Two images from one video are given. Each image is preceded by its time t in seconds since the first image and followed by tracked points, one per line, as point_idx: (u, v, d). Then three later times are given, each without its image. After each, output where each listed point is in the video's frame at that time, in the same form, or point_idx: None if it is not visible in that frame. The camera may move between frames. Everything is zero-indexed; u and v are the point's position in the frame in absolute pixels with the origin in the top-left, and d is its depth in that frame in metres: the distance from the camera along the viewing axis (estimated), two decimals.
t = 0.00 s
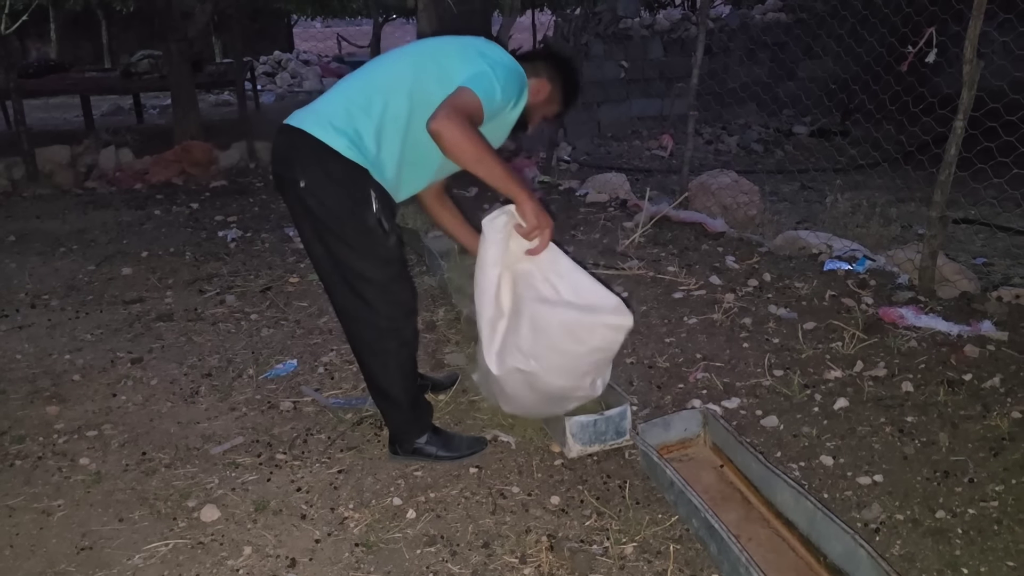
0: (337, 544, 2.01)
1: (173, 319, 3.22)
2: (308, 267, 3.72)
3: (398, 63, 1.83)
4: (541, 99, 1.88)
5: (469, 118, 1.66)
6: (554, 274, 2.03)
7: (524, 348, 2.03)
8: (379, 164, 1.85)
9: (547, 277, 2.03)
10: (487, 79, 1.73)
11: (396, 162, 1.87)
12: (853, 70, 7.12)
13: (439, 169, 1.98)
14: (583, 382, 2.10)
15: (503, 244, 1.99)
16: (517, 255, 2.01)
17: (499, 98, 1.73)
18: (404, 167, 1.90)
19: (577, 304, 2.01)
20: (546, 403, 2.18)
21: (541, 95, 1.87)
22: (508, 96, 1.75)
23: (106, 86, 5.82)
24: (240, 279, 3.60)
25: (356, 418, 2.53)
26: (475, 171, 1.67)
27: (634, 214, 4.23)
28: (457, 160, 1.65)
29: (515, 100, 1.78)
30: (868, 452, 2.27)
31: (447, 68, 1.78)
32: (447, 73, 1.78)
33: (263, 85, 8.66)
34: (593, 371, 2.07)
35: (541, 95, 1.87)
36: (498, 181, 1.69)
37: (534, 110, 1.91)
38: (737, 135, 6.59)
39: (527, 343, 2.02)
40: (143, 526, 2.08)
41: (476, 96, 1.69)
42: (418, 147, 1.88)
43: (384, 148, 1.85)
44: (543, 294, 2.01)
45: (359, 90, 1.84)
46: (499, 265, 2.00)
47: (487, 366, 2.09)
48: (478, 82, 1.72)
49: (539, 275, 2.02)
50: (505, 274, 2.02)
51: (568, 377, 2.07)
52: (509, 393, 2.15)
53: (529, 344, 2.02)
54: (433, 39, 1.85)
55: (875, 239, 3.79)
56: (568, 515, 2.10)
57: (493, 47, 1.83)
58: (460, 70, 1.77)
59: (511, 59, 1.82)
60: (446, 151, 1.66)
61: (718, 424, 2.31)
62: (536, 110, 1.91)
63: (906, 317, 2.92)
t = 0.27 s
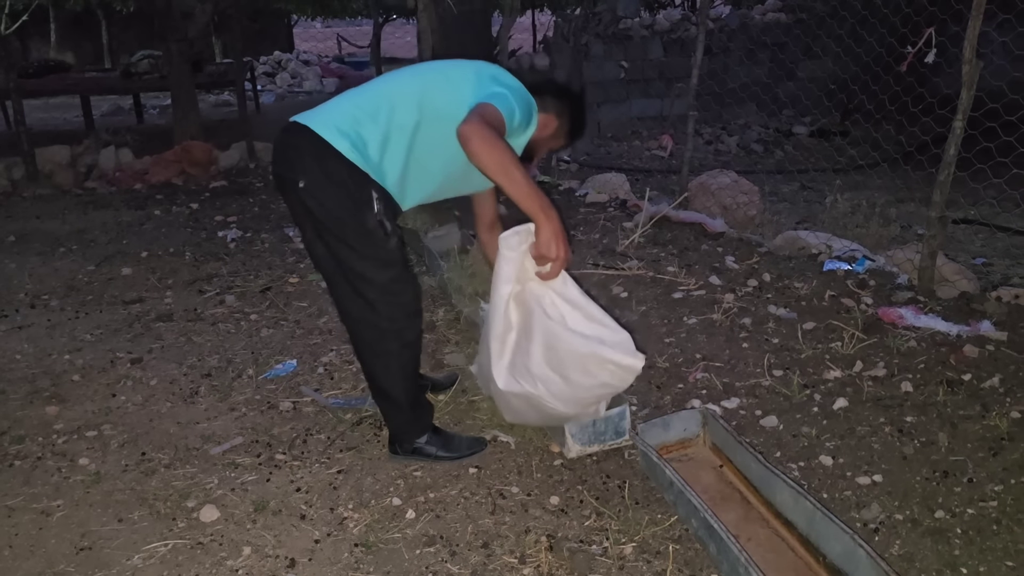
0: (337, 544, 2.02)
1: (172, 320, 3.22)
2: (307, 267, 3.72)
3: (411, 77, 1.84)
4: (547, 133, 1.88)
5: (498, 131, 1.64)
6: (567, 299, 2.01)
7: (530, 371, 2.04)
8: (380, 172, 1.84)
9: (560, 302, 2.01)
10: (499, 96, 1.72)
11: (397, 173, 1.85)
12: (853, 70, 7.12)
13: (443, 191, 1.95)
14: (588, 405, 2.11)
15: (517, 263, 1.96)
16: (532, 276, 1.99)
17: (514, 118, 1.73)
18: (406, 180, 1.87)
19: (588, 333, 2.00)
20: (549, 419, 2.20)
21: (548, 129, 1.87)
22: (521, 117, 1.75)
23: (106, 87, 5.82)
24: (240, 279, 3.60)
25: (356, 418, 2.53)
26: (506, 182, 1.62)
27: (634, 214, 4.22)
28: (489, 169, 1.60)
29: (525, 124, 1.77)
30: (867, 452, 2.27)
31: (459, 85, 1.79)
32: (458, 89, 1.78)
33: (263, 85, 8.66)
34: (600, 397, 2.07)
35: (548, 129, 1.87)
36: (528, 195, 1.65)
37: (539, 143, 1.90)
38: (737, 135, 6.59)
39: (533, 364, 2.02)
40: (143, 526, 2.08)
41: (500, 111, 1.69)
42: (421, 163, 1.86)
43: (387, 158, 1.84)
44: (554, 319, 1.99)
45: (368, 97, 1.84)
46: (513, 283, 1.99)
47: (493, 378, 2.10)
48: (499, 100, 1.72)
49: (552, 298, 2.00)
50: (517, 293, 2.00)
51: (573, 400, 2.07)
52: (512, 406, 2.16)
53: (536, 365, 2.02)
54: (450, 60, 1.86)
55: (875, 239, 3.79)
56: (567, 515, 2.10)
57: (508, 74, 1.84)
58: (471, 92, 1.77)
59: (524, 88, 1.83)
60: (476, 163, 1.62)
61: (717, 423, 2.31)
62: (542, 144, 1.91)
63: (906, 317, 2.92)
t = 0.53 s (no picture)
0: (335, 545, 2.02)
1: (171, 321, 3.22)
2: (307, 269, 3.72)
3: (421, 85, 1.84)
4: (550, 149, 1.87)
5: (511, 138, 1.66)
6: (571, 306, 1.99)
7: (532, 377, 2.04)
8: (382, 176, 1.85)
9: (563, 308, 1.99)
10: (504, 110, 1.72)
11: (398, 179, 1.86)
12: (852, 71, 7.12)
13: (444, 201, 1.95)
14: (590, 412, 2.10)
15: (522, 268, 1.95)
16: (536, 281, 1.98)
17: (519, 132, 1.73)
18: (407, 188, 1.88)
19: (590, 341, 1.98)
20: (553, 424, 2.20)
21: (551, 146, 1.86)
22: (527, 131, 1.74)
23: (105, 87, 5.82)
24: (239, 280, 3.59)
25: (355, 419, 2.53)
26: (517, 182, 1.61)
27: (633, 215, 4.23)
28: (499, 169, 1.61)
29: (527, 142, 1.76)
30: (866, 453, 2.27)
31: (466, 97, 1.78)
32: (463, 101, 1.77)
33: (262, 86, 8.66)
34: (603, 404, 2.07)
35: (551, 146, 1.86)
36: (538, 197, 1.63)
37: (542, 160, 1.89)
38: (736, 136, 6.59)
39: (535, 369, 2.02)
40: (141, 528, 2.08)
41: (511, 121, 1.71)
42: (423, 172, 1.85)
43: (389, 163, 1.84)
44: (557, 325, 1.98)
45: (376, 102, 1.85)
46: (517, 288, 1.98)
47: (494, 380, 2.11)
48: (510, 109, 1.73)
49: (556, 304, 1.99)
50: (521, 298, 2.00)
51: (575, 407, 2.07)
52: (514, 409, 2.16)
53: (538, 370, 2.02)
54: (462, 71, 1.86)
55: (874, 240, 3.79)
56: (566, 516, 2.10)
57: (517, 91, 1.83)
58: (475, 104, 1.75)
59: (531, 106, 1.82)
60: (487, 167, 1.63)
61: (716, 424, 2.31)
62: (545, 161, 1.90)
63: (905, 318, 2.92)
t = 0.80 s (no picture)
0: (334, 544, 2.02)
1: (170, 320, 3.22)
2: (306, 267, 3.71)
3: (424, 83, 1.83)
4: (549, 146, 1.86)
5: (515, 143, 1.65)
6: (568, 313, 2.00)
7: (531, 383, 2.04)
8: (383, 172, 1.86)
9: (559, 315, 1.99)
10: (507, 111, 1.70)
11: (400, 176, 1.86)
12: (851, 69, 7.12)
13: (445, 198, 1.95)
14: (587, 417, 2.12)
15: (516, 278, 1.94)
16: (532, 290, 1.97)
17: (521, 134, 1.71)
18: (408, 185, 1.88)
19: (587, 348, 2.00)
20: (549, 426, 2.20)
21: (550, 143, 1.86)
22: (528, 134, 1.73)
23: (103, 86, 5.81)
24: (237, 279, 3.59)
25: (354, 418, 2.53)
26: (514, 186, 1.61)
27: (632, 214, 4.23)
28: (497, 170, 1.60)
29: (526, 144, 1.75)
30: (865, 452, 2.27)
31: (467, 97, 1.76)
32: (464, 100, 1.76)
33: (261, 84, 8.65)
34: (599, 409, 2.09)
35: (550, 142, 1.86)
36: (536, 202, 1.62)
37: (542, 157, 1.89)
38: (735, 134, 6.59)
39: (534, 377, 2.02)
40: (140, 526, 2.08)
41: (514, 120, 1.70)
42: (423, 171, 1.85)
43: (390, 160, 1.85)
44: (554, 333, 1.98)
45: (380, 97, 1.84)
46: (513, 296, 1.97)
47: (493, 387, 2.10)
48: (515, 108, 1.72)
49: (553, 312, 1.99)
50: (518, 307, 1.98)
51: (573, 412, 2.08)
52: (511, 415, 2.16)
53: (537, 378, 2.02)
54: (466, 71, 1.84)
55: (873, 238, 3.79)
56: (565, 515, 2.10)
57: (518, 90, 1.81)
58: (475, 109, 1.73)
59: (532, 105, 1.81)
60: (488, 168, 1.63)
61: (715, 423, 2.31)
62: (545, 158, 1.89)
63: (904, 316, 2.92)
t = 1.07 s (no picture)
0: (333, 544, 2.01)
1: (169, 319, 3.21)
2: (304, 267, 3.71)
3: (423, 76, 1.83)
4: (549, 132, 1.87)
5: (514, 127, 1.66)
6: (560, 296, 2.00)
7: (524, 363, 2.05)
8: (383, 167, 1.85)
9: (552, 297, 2.00)
10: (505, 98, 1.71)
11: (400, 171, 1.86)
12: (849, 68, 7.12)
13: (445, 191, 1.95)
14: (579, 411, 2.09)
15: (511, 254, 1.96)
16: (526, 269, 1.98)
17: (520, 119, 1.72)
18: (408, 178, 1.88)
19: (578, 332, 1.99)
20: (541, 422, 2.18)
21: (550, 128, 1.86)
22: (527, 120, 1.73)
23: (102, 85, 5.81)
24: (236, 279, 3.59)
25: (352, 418, 2.53)
26: (506, 165, 1.61)
27: (630, 213, 4.22)
28: (492, 150, 1.61)
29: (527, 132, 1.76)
30: (864, 451, 2.27)
31: (467, 89, 1.76)
32: (464, 91, 1.76)
33: (260, 84, 8.65)
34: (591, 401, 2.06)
35: (549, 128, 1.86)
36: (529, 182, 1.62)
37: (542, 143, 1.89)
38: (734, 133, 6.59)
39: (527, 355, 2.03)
40: (138, 526, 2.08)
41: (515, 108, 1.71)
42: (423, 163, 1.85)
43: (390, 156, 1.84)
44: (545, 314, 1.99)
45: (379, 92, 1.84)
46: (507, 273, 1.98)
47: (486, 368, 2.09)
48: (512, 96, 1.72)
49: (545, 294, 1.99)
50: (510, 285, 1.99)
51: (564, 401, 2.06)
52: (503, 403, 2.14)
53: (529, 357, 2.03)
54: (463, 62, 1.84)
55: (871, 238, 3.79)
56: (563, 514, 2.10)
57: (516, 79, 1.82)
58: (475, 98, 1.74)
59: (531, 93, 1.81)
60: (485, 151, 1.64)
61: (714, 423, 2.30)
62: (545, 144, 1.89)
63: (902, 316, 2.92)
